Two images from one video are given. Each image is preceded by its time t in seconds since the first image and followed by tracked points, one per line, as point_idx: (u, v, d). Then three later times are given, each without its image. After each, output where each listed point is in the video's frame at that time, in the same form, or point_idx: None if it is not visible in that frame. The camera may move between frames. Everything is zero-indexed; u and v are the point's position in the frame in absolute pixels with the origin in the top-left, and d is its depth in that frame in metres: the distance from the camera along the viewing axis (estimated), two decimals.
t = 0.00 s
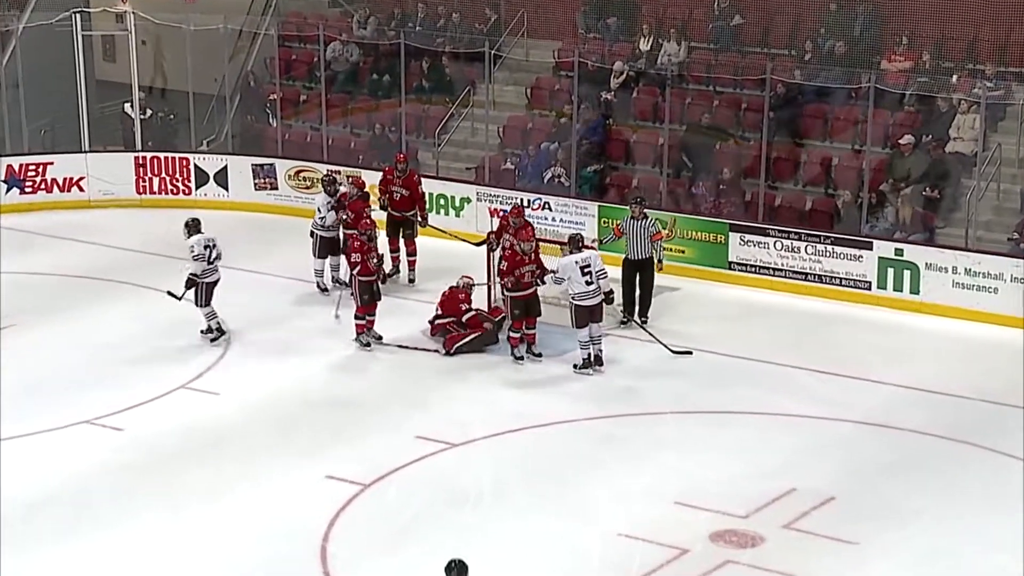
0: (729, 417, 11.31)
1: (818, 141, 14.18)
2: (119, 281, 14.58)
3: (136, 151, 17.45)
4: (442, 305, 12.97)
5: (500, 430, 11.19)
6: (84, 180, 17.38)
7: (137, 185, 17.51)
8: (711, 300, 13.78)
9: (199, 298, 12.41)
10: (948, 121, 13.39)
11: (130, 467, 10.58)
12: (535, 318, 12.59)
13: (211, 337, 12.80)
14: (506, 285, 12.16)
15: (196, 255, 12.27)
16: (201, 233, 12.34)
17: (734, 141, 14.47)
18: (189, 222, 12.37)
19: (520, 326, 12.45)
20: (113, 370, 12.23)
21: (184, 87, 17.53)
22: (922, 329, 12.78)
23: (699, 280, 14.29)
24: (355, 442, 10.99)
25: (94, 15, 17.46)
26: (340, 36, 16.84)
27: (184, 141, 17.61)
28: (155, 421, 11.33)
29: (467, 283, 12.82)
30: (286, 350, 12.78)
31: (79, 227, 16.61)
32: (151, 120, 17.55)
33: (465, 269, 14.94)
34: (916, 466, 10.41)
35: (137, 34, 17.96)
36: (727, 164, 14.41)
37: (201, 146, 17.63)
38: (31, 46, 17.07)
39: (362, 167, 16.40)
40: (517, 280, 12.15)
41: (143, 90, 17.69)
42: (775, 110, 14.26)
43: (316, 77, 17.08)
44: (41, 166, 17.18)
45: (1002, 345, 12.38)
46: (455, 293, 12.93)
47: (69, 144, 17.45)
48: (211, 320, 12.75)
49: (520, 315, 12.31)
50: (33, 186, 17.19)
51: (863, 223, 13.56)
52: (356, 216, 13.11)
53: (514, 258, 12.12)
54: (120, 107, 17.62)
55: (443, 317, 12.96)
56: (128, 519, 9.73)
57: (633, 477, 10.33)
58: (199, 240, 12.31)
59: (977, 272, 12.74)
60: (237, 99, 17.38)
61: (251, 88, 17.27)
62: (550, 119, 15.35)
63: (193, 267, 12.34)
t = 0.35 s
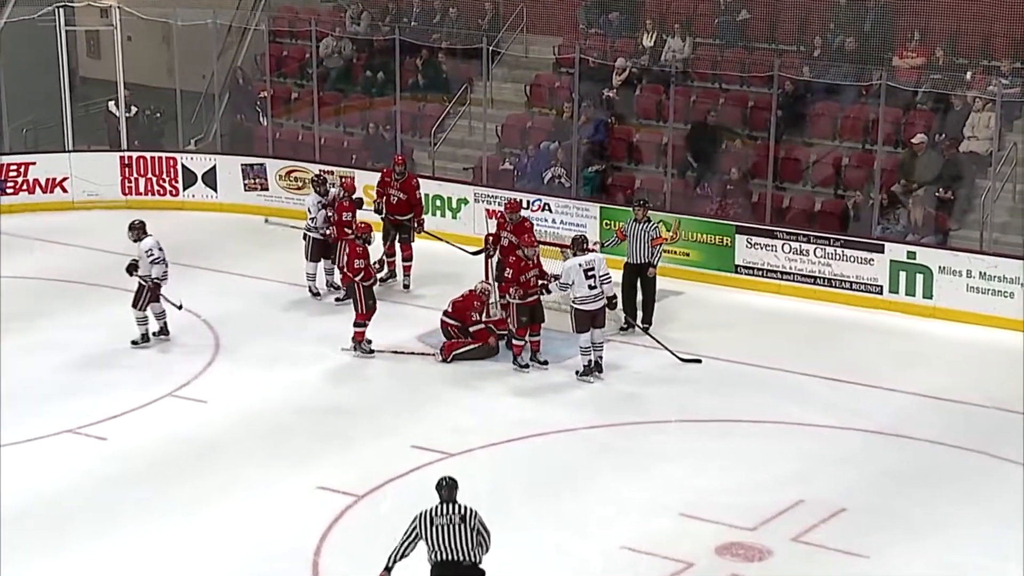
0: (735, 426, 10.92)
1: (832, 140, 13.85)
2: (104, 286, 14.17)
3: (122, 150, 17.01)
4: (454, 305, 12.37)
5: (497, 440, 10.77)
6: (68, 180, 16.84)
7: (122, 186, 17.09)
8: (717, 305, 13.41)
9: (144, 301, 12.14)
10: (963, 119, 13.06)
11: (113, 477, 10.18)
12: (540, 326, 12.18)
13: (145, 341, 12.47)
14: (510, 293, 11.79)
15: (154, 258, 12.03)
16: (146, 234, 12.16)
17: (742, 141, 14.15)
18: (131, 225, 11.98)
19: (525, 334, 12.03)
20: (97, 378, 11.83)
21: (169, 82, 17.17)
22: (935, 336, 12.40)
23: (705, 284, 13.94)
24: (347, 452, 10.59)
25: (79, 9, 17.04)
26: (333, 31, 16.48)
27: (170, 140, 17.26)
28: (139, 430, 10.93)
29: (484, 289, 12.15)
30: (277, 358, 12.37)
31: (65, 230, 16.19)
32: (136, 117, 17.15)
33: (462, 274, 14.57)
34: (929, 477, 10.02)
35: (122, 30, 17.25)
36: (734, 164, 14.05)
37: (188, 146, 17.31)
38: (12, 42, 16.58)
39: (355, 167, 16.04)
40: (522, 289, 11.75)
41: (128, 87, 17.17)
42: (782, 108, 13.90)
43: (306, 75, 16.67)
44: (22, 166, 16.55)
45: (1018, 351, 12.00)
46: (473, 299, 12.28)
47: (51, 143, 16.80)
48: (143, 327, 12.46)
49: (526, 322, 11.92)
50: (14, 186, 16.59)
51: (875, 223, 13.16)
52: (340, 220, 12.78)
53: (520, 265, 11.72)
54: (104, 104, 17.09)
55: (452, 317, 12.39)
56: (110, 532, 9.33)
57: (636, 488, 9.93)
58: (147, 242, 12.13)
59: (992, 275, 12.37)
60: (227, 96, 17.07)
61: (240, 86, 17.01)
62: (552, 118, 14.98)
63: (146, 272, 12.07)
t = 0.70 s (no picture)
0: (744, 436, 10.54)
1: (846, 141, 13.45)
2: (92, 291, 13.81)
3: (109, 151, 16.66)
4: (470, 307, 11.93)
5: (498, 450, 10.39)
6: (56, 181, 16.53)
7: (110, 188, 16.72)
8: (726, 311, 13.07)
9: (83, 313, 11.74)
10: (981, 120, 12.67)
11: (99, 489, 9.80)
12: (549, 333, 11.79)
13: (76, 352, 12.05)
14: (517, 300, 11.34)
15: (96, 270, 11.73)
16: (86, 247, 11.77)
17: (752, 141, 13.68)
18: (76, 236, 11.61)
19: (533, 342, 11.61)
20: (84, 386, 11.46)
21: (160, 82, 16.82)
22: (952, 343, 12.08)
23: (714, 289, 13.62)
24: (343, 463, 10.21)
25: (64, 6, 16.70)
26: (328, 28, 16.12)
27: (160, 141, 16.87)
28: (129, 441, 10.56)
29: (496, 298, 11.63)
30: (270, 366, 12.00)
31: (54, 233, 15.81)
32: (124, 117, 16.76)
33: (462, 280, 14.22)
34: (946, 489, 9.65)
35: (110, 27, 16.84)
36: (744, 165, 13.68)
37: (178, 147, 16.88)
38: None
39: (351, 168, 15.70)
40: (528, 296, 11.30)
41: (117, 86, 16.73)
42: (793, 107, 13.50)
43: (302, 72, 16.27)
44: (9, 167, 16.30)
45: None
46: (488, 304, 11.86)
47: (39, 145, 16.55)
48: (76, 336, 12.06)
49: (535, 330, 11.49)
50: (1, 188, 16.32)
51: (889, 226, 12.87)
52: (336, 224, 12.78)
53: (528, 272, 11.26)
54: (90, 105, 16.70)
55: (464, 317, 11.98)
56: (95, 547, 8.95)
57: (642, 500, 9.56)
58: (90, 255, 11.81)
59: (1009, 280, 12.07)
60: (218, 95, 16.71)
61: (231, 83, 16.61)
62: (554, 118, 14.58)
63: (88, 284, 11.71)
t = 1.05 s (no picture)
0: (748, 444, 10.21)
1: (853, 139, 13.12)
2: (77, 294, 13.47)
3: (92, 149, 16.32)
4: (476, 313, 11.57)
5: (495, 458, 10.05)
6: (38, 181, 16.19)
7: (94, 187, 16.37)
8: (729, 314, 12.77)
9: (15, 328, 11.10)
10: (993, 119, 12.43)
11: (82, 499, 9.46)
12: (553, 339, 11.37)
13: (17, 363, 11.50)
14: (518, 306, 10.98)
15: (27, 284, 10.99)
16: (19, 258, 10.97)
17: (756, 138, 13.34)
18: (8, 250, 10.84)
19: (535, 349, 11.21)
20: (67, 393, 11.12)
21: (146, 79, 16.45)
22: (964, 347, 11.80)
23: (717, 292, 13.33)
24: (334, 472, 9.87)
25: None
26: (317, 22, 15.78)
27: (146, 140, 16.46)
28: (113, 449, 10.22)
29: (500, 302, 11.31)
30: (260, 372, 11.65)
31: (39, 234, 15.46)
32: (107, 111, 16.45)
33: (458, 282, 13.92)
34: (957, 499, 9.32)
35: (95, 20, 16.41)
36: (750, 164, 13.37)
37: (165, 144, 16.48)
38: None
39: (343, 167, 15.39)
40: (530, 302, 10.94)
41: (100, 82, 16.47)
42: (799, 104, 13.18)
43: (291, 69, 15.90)
44: None
45: None
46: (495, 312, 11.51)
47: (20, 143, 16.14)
48: (17, 348, 11.45)
49: (538, 336, 11.13)
50: None
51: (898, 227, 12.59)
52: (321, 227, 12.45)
53: (530, 277, 10.89)
54: (71, 101, 16.42)
55: (467, 321, 11.61)
56: (76, 561, 8.60)
57: (644, 510, 9.22)
58: (24, 268, 11.05)
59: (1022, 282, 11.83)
60: (205, 91, 16.33)
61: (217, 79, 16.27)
62: (551, 114, 14.28)
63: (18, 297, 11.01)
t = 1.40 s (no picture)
0: (750, 450, 9.91)
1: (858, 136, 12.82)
2: (60, 296, 13.16)
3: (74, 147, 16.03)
4: (464, 315, 11.13)
5: (490, 465, 9.73)
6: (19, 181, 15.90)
7: (75, 186, 16.09)
8: (732, 316, 12.48)
9: None
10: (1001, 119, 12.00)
11: (61, 507, 9.13)
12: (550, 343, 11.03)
13: None
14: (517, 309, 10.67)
15: None
16: None
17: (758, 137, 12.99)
18: None
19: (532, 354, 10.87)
20: (47, 398, 10.80)
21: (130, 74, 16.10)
22: (974, 350, 11.50)
23: (718, 293, 13.04)
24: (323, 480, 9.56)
25: None
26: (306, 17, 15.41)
27: (130, 137, 16.16)
28: (95, 455, 9.91)
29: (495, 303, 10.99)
30: (248, 376, 11.33)
31: (23, 235, 15.16)
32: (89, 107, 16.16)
33: (452, 283, 13.63)
34: (968, 506, 9.02)
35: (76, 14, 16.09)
36: (753, 162, 13.08)
37: (149, 142, 16.16)
38: None
39: (332, 165, 15.09)
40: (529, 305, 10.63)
41: (82, 78, 16.09)
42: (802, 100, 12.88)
43: (279, 64, 15.52)
44: None
45: None
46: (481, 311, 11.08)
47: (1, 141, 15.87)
48: None
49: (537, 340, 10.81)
50: None
51: (904, 227, 12.31)
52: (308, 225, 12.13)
53: (530, 278, 10.61)
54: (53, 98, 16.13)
55: (459, 325, 11.20)
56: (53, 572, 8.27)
57: (643, 518, 8.91)
58: None
59: None
60: (190, 88, 16.00)
61: (203, 74, 15.90)
62: (547, 111, 13.98)
63: None
